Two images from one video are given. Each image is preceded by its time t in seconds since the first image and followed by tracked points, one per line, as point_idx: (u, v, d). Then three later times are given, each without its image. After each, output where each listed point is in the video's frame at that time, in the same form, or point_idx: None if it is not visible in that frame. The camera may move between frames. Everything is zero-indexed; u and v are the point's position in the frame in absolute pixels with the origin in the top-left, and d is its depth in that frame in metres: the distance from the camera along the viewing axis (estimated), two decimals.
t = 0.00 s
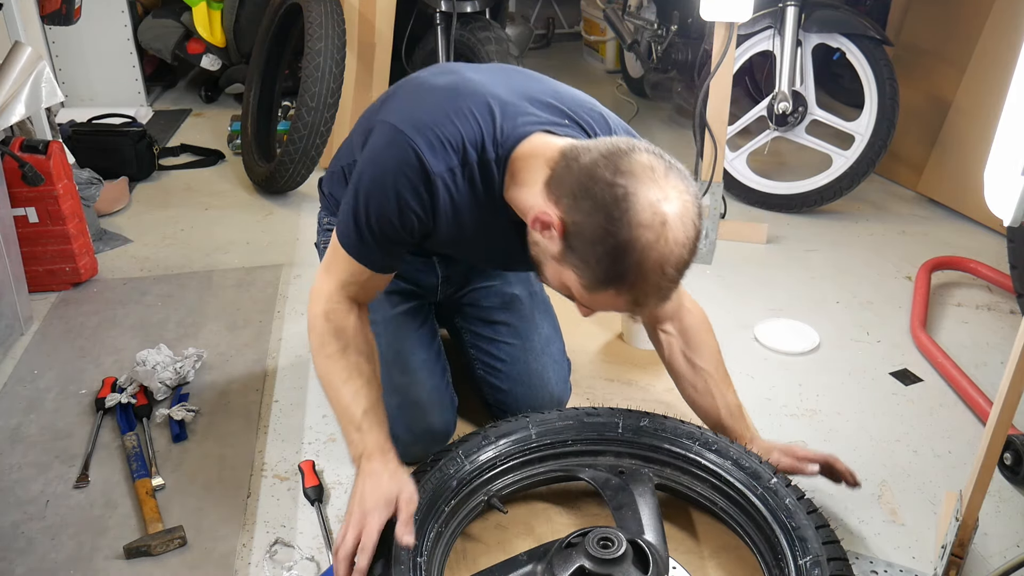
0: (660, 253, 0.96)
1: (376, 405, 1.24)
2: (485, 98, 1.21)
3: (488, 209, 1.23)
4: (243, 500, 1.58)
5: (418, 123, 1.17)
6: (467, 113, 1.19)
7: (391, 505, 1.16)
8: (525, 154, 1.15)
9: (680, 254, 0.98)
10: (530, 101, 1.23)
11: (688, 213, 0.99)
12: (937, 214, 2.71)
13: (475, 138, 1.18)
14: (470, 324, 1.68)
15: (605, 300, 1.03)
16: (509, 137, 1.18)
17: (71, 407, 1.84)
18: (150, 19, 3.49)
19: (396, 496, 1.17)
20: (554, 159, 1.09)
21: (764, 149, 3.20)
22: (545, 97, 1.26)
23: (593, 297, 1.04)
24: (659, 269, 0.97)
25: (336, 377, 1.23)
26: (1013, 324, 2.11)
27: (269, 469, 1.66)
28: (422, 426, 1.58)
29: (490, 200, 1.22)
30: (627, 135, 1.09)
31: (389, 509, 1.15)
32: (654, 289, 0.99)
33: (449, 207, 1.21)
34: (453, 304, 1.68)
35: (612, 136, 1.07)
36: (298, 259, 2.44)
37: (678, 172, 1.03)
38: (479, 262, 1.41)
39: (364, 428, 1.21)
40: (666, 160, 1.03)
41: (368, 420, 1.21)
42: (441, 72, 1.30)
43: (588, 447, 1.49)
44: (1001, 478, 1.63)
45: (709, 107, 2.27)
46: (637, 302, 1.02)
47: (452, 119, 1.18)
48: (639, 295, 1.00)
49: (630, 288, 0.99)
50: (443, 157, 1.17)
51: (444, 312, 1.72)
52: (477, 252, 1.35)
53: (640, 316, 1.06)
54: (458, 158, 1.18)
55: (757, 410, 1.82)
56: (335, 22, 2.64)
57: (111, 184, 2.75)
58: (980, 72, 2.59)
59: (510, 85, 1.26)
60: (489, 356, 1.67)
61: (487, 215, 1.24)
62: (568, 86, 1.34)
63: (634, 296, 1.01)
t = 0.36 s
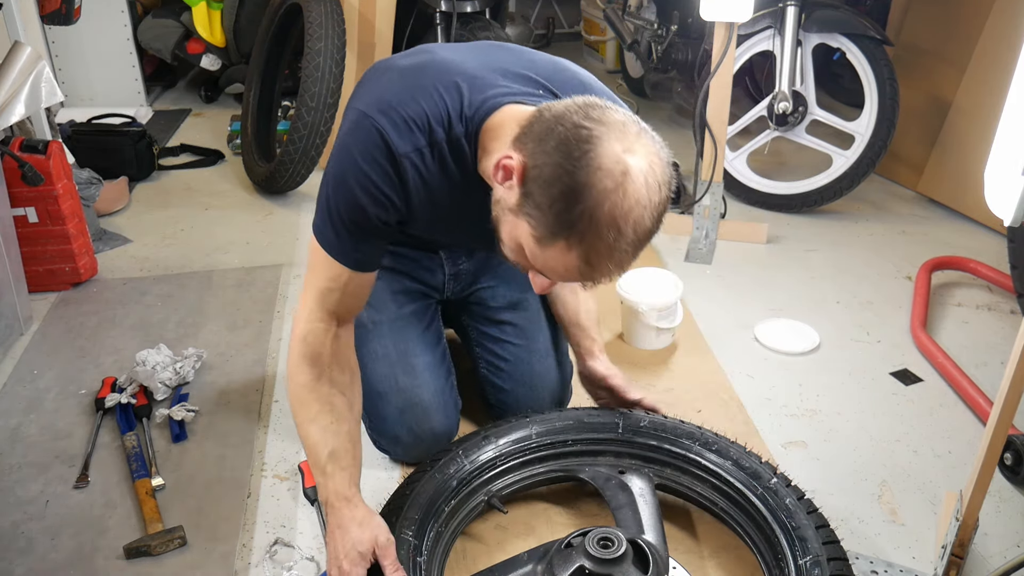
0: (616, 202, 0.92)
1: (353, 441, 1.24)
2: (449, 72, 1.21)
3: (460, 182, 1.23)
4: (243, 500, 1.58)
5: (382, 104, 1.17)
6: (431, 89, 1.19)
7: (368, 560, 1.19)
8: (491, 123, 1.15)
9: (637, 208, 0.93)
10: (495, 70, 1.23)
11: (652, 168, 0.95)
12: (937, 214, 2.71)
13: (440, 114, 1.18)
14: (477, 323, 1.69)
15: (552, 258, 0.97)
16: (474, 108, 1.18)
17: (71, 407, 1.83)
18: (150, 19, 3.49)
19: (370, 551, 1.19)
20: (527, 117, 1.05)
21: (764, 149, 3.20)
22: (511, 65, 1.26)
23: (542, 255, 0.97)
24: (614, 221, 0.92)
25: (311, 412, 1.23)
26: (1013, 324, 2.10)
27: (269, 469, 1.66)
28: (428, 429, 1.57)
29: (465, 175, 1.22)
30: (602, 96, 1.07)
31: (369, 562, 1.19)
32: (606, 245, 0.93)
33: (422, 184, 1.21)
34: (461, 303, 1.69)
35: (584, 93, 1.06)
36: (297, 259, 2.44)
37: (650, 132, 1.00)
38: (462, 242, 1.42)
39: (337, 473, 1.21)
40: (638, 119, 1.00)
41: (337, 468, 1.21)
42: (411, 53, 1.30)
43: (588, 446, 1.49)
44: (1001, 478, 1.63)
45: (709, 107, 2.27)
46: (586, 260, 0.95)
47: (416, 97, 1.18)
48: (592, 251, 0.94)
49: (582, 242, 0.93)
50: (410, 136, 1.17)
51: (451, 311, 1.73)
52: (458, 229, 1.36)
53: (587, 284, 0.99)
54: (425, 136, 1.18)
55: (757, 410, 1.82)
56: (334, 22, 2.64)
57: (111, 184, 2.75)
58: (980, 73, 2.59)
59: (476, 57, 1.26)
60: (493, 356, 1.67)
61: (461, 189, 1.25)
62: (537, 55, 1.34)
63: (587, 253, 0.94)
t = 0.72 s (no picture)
0: (566, 140, 0.95)
1: (359, 393, 1.28)
2: (416, 62, 1.26)
3: (432, 166, 1.28)
4: (243, 500, 1.58)
5: (351, 96, 1.22)
6: (399, 79, 1.24)
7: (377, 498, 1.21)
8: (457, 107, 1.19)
9: (590, 147, 0.95)
10: (461, 58, 1.27)
11: (604, 110, 0.98)
12: (937, 214, 2.71)
13: (409, 102, 1.22)
14: (475, 324, 1.69)
15: (511, 213, 0.99)
16: (441, 95, 1.22)
17: (71, 407, 1.84)
18: (150, 19, 3.49)
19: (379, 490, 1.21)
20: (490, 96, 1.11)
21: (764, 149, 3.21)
22: (477, 53, 1.30)
23: (504, 212, 0.99)
24: (567, 162, 0.95)
25: (318, 371, 1.26)
26: (1012, 324, 2.11)
27: (269, 469, 1.66)
28: (425, 429, 1.55)
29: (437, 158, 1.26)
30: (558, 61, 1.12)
31: (378, 500, 1.21)
32: (563, 189, 0.95)
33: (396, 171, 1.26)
34: (459, 303, 1.70)
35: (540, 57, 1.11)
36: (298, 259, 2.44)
37: (603, 84, 1.04)
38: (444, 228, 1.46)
39: (348, 421, 1.25)
40: (593, 74, 1.05)
41: (349, 417, 1.25)
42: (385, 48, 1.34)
43: (599, 443, 1.50)
44: (1001, 477, 1.63)
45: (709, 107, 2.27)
46: (543, 209, 0.97)
47: (385, 87, 1.23)
48: (549, 198, 0.96)
49: (536, 190, 0.96)
50: (379, 124, 1.21)
51: (450, 312, 1.74)
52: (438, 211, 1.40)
53: (551, 239, 1.00)
54: (394, 124, 1.22)
55: (757, 409, 1.82)
56: (334, 22, 2.65)
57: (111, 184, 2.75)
58: (980, 73, 2.59)
59: (443, 48, 1.30)
60: (492, 357, 1.67)
61: (433, 172, 1.29)
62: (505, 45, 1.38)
63: (542, 202, 0.96)
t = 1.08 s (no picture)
0: (539, 101, 0.95)
1: (351, 423, 1.29)
2: (402, 58, 1.27)
3: (425, 157, 1.28)
4: (243, 500, 1.58)
5: (340, 94, 1.23)
6: (386, 76, 1.25)
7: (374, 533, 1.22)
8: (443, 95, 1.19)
9: (563, 107, 0.96)
10: (447, 50, 1.28)
11: (576, 71, 0.99)
12: (937, 214, 2.71)
13: (396, 95, 1.23)
14: (477, 324, 1.69)
15: (495, 180, 0.99)
16: (427, 86, 1.22)
17: (71, 407, 1.84)
18: (151, 20, 3.50)
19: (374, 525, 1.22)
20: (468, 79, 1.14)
21: (764, 149, 3.21)
22: (462, 46, 1.31)
23: (487, 182, 1.00)
24: (542, 124, 0.95)
25: (310, 400, 1.27)
26: (1012, 324, 2.11)
27: (269, 469, 1.66)
28: (426, 429, 1.55)
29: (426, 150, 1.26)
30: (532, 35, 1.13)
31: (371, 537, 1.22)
32: (541, 151, 0.96)
33: (386, 164, 1.26)
34: (460, 303, 1.70)
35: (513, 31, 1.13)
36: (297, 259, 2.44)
37: (576, 50, 1.05)
38: (441, 224, 1.46)
39: (338, 451, 1.25)
40: (566, 42, 1.06)
41: (338, 448, 1.26)
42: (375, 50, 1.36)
43: (645, 442, 1.48)
44: (1001, 477, 1.63)
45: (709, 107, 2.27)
46: (525, 172, 0.97)
47: (372, 84, 1.24)
48: (528, 161, 0.96)
49: (514, 153, 0.96)
50: (367, 119, 1.22)
51: (452, 312, 1.75)
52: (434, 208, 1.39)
53: (536, 204, 1.00)
54: (382, 118, 1.23)
55: (757, 409, 1.82)
56: (334, 22, 2.65)
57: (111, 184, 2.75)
58: (979, 73, 2.59)
59: (429, 43, 1.32)
60: (493, 356, 1.67)
61: (426, 163, 1.29)
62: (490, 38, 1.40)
63: (523, 166, 0.97)
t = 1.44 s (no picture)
0: (531, 91, 0.96)
1: (349, 396, 1.30)
2: (395, 53, 1.27)
3: (419, 152, 1.28)
4: (243, 500, 1.59)
5: (334, 89, 1.24)
6: (379, 71, 1.25)
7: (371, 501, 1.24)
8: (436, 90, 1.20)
9: (555, 97, 0.96)
10: (441, 46, 1.28)
11: (568, 61, 0.99)
12: (937, 214, 2.72)
13: (389, 91, 1.24)
14: (475, 324, 1.70)
15: (488, 170, 1.00)
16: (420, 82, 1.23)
17: (72, 407, 1.84)
18: (151, 20, 3.50)
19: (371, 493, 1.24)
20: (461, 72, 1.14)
21: (764, 149, 3.21)
22: (458, 42, 1.31)
23: (480, 171, 1.00)
24: (533, 114, 0.95)
25: (309, 374, 1.29)
26: (1012, 324, 2.11)
27: (269, 469, 1.66)
28: (425, 429, 1.55)
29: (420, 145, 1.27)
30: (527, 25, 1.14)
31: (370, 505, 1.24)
32: (532, 140, 0.96)
33: (379, 159, 1.26)
34: (458, 303, 1.70)
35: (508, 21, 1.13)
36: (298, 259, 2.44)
37: (570, 39, 1.05)
38: (439, 219, 1.46)
39: (337, 424, 1.27)
40: (560, 32, 1.06)
41: (337, 422, 1.27)
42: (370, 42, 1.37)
43: (685, 450, 1.45)
44: (1001, 477, 1.63)
45: (709, 107, 2.27)
46: (516, 163, 0.97)
47: (366, 79, 1.24)
48: (520, 150, 0.96)
49: (506, 144, 0.97)
50: (360, 114, 1.23)
51: (450, 312, 1.75)
52: (429, 202, 1.40)
53: (528, 194, 1.00)
54: (375, 113, 1.23)
55: (757, 409, 1.82)
56: (335, 23, 2.65)
57: (111, 184, 2.75)
58: (979, 73, 2.59)
59: (425, 38, 1.32)
60: (493, 356, 1.67)
61: (420, 158, 1.29)
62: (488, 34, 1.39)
63: (514, 157, 0.97)
